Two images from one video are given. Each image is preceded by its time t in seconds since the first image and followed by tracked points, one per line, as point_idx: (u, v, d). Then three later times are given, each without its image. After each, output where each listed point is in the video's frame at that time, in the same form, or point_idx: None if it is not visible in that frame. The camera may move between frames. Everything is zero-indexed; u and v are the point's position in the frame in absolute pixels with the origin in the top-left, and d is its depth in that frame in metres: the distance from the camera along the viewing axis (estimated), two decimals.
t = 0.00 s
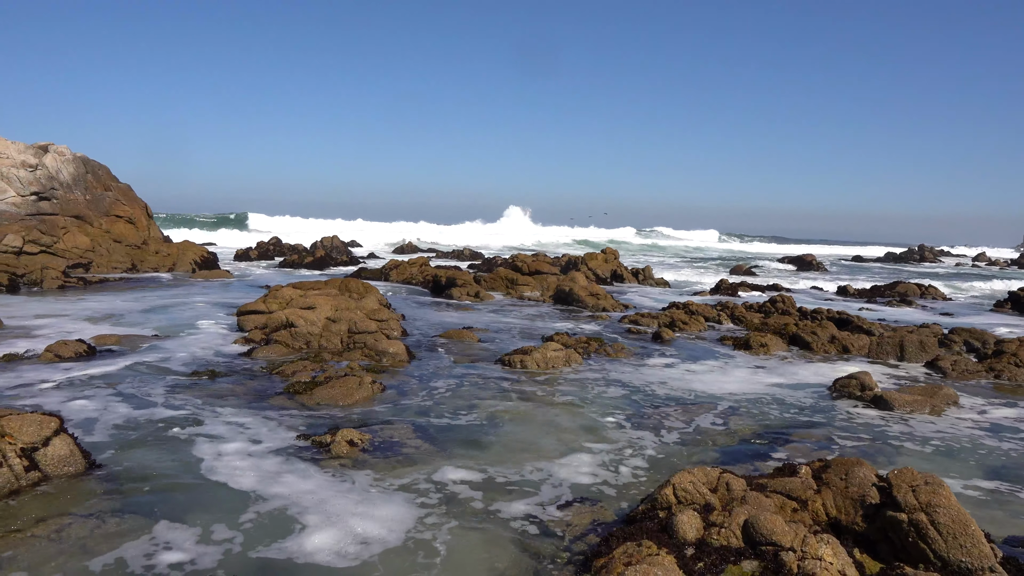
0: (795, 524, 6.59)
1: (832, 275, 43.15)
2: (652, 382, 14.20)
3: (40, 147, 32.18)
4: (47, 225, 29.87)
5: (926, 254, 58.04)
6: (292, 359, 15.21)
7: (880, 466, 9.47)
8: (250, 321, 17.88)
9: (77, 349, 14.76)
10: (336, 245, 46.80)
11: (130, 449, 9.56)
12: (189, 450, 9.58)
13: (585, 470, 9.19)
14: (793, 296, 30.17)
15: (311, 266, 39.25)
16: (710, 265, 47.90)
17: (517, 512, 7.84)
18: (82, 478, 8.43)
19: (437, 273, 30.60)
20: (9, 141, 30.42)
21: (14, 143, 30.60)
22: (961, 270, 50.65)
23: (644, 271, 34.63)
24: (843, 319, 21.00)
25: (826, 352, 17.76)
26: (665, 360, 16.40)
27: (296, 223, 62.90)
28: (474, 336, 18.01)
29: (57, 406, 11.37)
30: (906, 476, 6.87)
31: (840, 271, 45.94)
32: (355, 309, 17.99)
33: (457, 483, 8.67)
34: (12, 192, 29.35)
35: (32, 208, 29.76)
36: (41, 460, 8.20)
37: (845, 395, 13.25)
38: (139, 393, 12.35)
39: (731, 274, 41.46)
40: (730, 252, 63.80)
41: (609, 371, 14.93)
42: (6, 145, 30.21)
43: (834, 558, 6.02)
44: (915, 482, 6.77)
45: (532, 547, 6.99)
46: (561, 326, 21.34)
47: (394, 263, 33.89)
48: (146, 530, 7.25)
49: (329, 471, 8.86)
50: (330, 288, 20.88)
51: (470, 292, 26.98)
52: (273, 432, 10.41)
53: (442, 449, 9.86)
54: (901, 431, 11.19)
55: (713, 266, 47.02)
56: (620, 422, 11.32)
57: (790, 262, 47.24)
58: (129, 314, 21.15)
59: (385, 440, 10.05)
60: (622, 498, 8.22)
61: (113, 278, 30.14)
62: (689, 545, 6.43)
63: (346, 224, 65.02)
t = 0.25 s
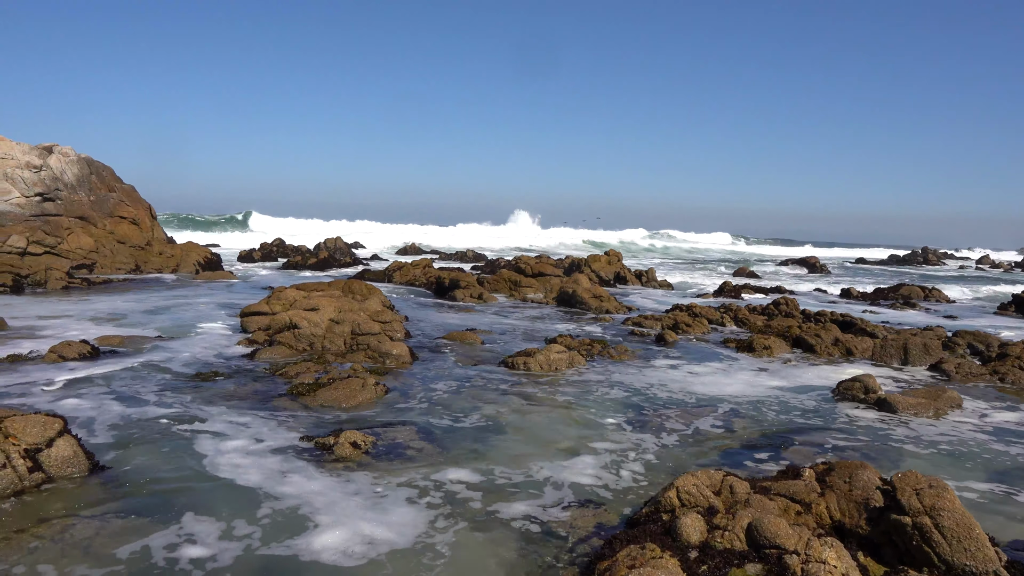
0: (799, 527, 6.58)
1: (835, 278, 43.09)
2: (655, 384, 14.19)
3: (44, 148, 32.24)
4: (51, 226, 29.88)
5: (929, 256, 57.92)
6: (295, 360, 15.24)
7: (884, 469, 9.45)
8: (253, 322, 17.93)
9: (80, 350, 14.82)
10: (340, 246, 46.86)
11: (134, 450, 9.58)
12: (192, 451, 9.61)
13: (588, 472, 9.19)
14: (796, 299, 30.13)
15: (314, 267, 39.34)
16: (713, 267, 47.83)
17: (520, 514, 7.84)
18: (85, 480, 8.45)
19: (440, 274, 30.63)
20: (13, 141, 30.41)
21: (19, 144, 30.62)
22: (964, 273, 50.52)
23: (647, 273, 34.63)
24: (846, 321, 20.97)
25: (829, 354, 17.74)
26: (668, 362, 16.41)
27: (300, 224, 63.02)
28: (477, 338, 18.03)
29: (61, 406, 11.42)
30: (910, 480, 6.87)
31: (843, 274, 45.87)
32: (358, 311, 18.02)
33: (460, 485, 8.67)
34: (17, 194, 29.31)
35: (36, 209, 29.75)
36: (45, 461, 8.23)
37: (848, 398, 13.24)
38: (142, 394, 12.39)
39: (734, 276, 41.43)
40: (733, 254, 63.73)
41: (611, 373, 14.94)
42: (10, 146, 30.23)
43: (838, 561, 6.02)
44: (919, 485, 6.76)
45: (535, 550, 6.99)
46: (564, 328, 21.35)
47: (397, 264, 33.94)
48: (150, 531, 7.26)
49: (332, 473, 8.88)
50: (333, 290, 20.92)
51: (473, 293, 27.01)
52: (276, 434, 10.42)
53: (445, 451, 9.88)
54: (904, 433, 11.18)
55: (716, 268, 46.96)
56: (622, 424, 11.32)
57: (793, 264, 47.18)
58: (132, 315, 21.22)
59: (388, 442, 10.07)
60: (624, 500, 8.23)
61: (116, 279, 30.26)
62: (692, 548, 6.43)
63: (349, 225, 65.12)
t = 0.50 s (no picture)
0: (812, 524, 6.57)
1: (848, 275, 42.78)
2: (668, 381, 14.14)
3: (59, 144, 32.60)
4: (65, 222, 30.01)
5: (944, 253, 57.35)
6: (308, 356, 15.33)
7: (898, 468, 9.39)
8: (266, 318, 18.04)
9: (95, 345, 14.97)
10: (351, 242, 47.03)
11: (149, 445, 9.66)
12: (207, 446, 9.70)
13: (600, 468, 9.20)
14: (809, 296, 29.94)
15: (325, 264, 39.51)
16: (725, 264, 47.59)
17: (532, 510, 7.86)
18: (101, 473, 8.55)
19: (451, 271, 30.68)
20: (28, 138, 30.78)
21: (34, 141, 31.01)
22: (979, 270, 50.01)
23: (658, 270, 34.53)
24: (859, 318, 20.83)
25: (842, 352, 17.63)
26: (679, 359, 16.38)
27: (311, 221, 63.29)
28: (488, 334, 18.06)
29: (78, 401, 11.56)
30: (924, 477, 6.84)
31: (856, 271, 45.53)
32: (370, 307, 18.10)
33: (473, 481, 8.68)
34: (32, 190, 29.69)
35: (51, 205, 30.03)
36: (62, 454, 8.34)
37: (861, 395, 13.17)
38: (157, 389, 12.51)
39: (746, 273, 41.23)
40: (744, 250, 63.39)
41: (623, 370, 14.92)
42: (26, 143, 30.59)
43: (851, 558, 6.00)
44: (934, 483, 6.73)
45: (548, 546, 7.01)
46: (575, 324, 21.33)
47: (408, 261, 34.03)
48: (166, 524, 7.34)
49: (345, 468, 8.94)
50: (345, 286, 21.01)
51: (484, 290, 27.04)
52: (289, 429, 10.49)
53: (457, 446, 9.92)
54: (919, 431, 11.11)
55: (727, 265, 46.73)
56: (634, 421, 11.32)
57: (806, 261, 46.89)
58: (147, 310, 21.40)
59: (400, 437, 10.13)
60: (636, 497, 8.23)
61: (130, 275, 30.51)
62: (705, 544, 6.43)
63: (360, 222, 65.32)
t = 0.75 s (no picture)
0: (823, 519, 6.58)
1: (862, 271, 42.44)
2: (680, 376, 14.13)
3: (75, 135, 33.00)
4: (80, 212, 30.24)
5: (960, 250, 56.72)
6: (321, 347, 15.46)
7: (910, 464, 9.36)
8: (280, 309, 18.20)
9: (111, 334, 15.18)
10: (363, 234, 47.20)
11: (163, 433, 9.79)
12: (221, 434, 9.84)
13: (610, 461, 9.24)
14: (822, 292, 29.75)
15: (338, 255, 39.72)
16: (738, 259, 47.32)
17: (543, 502, 7.92)
18: (117, 460, 8.69)
19: (463, 263, 30.74)
20: (44, 129, 31.35)
21: (50, 131, 31.54)
22: (997, 267, 49.43)
23: (671, 264, 34.42)
24: (873, 314, 20.70)
25: (856, 348, 17.54)
26: (691, 353, 16.37)
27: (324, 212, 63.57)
28: (500, 327, 18.11)
29: (95, 388, 11.75)
30: (937, 474, 6.83)
31: (871, 267, 45.16)
32: (383, 299, 18.19)
33: (484, 473, 8.74)
34: (48, 179, 30.05)
35: (66, 194, 30.33)
36: (78, 441, 8.48)
37: (874, 392, 13.11)
38: (172, 378, 12.67)
39: (758, 268, 41.01)
40: (757, 246, 63.01)
41: (635, 364, 14.94)
42: (42, 133, 31.09)
43: (862, 554, 6.03)
44: (947, 480, 6.73)
45: (558, 537, 7.07)
46: (587, 318, 21.35)
47: (420, 253, 34.13)
48: (182, 510, 7.47)
49: (358, 458, 9.05)
50: (358, 277, 21.13)
51: (496, 282, 27.10)
52: (303, 419, 10.61)
53: (468, 438, 9.99)
54: (932, 428, 11.06)
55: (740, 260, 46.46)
56: (645, 415, 11.34)
57: (819, 256, 46.56)
58: (162, 300, 21.65)
59: (412, 428, 10.21)
60: (645, 490, 8.27)
61: (145, 264, 30.82)
62: (716, 538, 6.47)
63: (372, 214, 65.53)
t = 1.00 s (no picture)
0: (824, 516, 6.58)
1: (863, 268, 42.41)
2: (681, 373, 14.12)
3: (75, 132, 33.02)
4: (81, 210, 30.29)
5: (961, 247, 56.68)
6: (321, 345, 15.45)
7: (910, 462, 9.36)
8: (280, 307, 18.20)
9: (111, 333, 15.19)
10: (364, 232, 47.20)
11: (163, 432, 9.79)
12: (221, 433, 9.84)
13: (610, 459, 9.25)
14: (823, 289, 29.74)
15: (339, 253, 39.72)
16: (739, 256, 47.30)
17: (543, 500, 7.93)
18: (117, 460, 8.70)
19: (464, 261, 30.76)
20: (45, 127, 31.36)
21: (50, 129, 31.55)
22: (998, 264, 49.39)
23: (672, 262, 34.41)
24: (874, 311, 20.70)
25: (856, 344, 17.54)
26: (691, 351, 16.37)
27: (324, 211, 63.59)
28: (501, 324, 18.11)
29: (95, 387, 11.76)
30: (937, 471, 6.85)
31: (872, 264, 45.12)
32: (383, 297, 18.19)
33: (484, 471, 8.74)
34: (48, 178, 30.15)
35: (66, 193, 30.40)
36: (78, 440, 8.49)
37: (875, 389, 13.11)
38: (172, 377, 12.67)
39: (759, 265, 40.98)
40: (758, 243, 62.97)
41: (635, 362, 14.94)
42: (43, 132, 31.13)
43: (863, 551, 6.04)
44: (947, 477, 6.74)
45: (558, 536, 7.07)
46: (588, 315, 21.34)
47: (421, 251, 34.12)
48: (183, 509, 7.49)
49: (358, 457, 9.04)
50: (359, 275, 21.12)
51: (497, 280, 27.09)
52: (303, 417, 10.60)
53: (469, 436, 10.00)
54: (932, 426, 11.06)
55: (741, 257, 46.43)
56: (645, 413, 11.33)
57: (820, 253, 46.53)
58: (163, 298, 21.65)
59: (413, 427, 10.21)
60: (646, 488, 8.26)
61: (145, 263, 30.82)
62: (717, 535, 6.48)
63: (373, 212, 65.52)
